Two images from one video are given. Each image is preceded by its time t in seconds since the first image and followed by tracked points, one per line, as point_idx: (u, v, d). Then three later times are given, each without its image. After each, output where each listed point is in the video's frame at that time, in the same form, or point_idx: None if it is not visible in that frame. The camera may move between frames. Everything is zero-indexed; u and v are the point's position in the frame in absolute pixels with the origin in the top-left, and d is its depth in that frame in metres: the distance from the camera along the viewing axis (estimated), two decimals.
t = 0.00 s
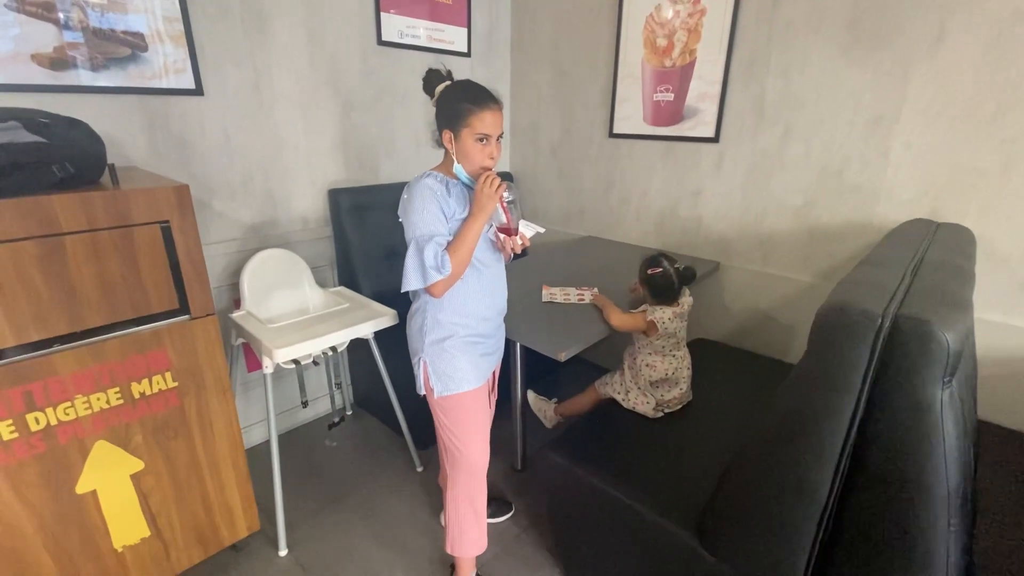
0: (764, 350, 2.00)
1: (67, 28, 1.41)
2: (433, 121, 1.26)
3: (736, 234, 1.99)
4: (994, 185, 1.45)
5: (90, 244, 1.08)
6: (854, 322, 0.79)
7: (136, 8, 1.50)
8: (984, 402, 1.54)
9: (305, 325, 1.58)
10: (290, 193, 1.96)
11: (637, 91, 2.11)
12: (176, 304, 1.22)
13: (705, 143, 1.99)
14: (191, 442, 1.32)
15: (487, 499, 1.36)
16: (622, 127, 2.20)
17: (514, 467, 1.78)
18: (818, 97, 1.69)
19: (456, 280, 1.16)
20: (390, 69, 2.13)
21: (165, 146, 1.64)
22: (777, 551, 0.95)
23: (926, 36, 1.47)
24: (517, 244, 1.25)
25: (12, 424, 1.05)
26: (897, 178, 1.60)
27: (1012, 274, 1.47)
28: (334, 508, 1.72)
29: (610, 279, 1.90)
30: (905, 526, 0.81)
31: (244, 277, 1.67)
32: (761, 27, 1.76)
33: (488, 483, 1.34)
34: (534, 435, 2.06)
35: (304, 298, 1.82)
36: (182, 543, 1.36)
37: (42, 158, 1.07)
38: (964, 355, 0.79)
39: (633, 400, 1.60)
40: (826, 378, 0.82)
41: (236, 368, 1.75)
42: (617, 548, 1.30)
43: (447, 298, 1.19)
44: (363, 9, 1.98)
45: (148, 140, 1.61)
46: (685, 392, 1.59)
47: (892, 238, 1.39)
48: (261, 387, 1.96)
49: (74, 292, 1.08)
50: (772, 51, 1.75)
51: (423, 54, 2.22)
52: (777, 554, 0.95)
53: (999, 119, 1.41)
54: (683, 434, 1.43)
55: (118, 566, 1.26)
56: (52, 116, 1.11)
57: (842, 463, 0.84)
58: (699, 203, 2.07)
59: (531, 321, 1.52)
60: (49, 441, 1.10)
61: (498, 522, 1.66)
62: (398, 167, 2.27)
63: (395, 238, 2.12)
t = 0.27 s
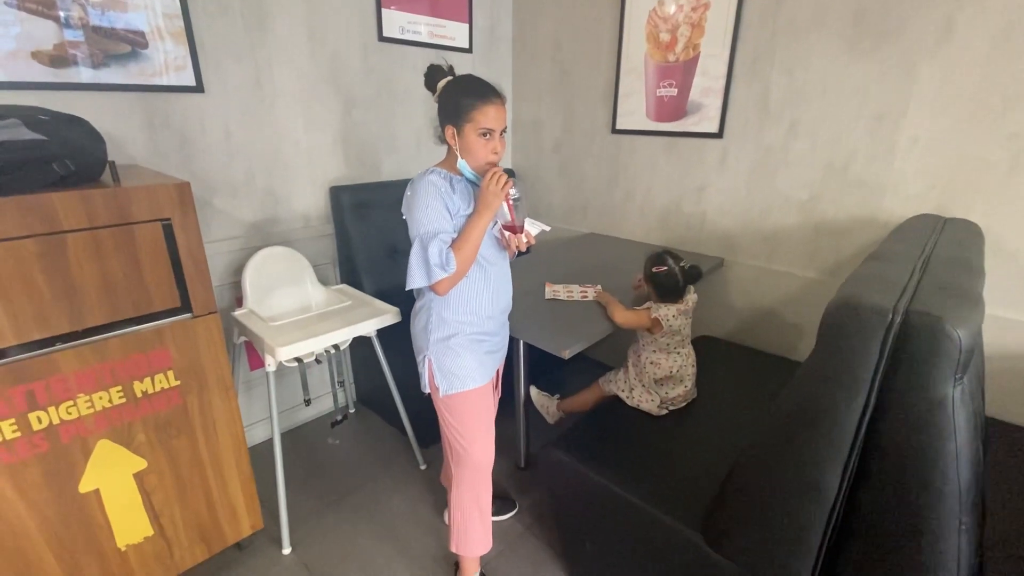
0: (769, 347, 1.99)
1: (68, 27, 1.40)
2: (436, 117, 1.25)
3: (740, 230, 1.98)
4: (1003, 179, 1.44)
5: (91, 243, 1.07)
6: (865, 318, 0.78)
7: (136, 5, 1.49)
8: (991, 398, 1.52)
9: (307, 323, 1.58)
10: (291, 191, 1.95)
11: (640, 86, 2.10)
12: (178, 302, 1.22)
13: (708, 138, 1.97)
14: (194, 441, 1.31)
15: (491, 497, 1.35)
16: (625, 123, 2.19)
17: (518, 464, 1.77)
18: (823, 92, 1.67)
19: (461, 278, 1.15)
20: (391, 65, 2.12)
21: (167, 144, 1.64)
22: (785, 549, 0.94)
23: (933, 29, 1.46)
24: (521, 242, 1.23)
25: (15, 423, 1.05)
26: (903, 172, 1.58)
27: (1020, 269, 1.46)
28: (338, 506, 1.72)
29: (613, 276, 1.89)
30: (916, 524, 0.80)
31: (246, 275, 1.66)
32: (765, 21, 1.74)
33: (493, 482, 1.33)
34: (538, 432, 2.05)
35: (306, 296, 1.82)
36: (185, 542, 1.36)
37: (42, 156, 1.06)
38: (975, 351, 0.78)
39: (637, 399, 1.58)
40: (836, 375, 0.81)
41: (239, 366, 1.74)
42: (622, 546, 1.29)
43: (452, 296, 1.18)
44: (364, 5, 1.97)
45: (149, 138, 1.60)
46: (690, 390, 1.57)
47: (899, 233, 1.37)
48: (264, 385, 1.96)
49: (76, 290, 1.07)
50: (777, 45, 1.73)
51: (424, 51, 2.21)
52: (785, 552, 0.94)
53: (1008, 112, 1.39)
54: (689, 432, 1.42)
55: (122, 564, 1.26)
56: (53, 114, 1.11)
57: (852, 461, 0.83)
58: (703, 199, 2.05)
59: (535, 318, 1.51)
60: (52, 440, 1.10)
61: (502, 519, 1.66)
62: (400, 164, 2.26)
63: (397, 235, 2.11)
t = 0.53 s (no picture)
0: (775, 345, 1.97)
1: (66, 26, 1.39)
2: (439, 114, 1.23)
3: (745, 227, 1.96)
4: (1013, 174, 1.41)
5: (90, 243, 1.06)
6: (881, 317, 0.77)
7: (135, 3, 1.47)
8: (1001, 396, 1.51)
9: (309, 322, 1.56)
10: (292, 190, 1.94)
11: (643, 82, 2.07)
12: (179, 302, 1.20)
13: (713, 134, 1.95)
14: (196, 443, 1.30)
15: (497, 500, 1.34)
16: (628, 120, 2.17)
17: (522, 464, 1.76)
18: (830, 86, 1.65)
19: (467, 278, 1.13)
20: (392, 62, 2.10)
21: (166, 143, 1.62)
22: (798, 552, 0.92)
23: (942, 22, 1.43)
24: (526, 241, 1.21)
25: (14, 426, 1.03)
26: (911, 168, 1.56)
27: None
28: (341, 507, 1.71)
29: (617, 275, 1.87)
30: (933, 526, 0.79)
31: (247, 274, 1.65)
32: (771, 15, 1.72)
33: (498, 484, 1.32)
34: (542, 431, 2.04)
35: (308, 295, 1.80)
36: (188, 544, 1.35)
37: (40, 155, 1.04)
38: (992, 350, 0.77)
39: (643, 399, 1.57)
40: (851, 375, 0.79)
41: (240, 366, 1.73)
42: (629, 547, 1.28)
43: (457, 296, 1.16)
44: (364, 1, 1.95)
45: (148, 137, 1.58)
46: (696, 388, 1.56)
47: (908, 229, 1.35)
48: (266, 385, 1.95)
49: (75, 291, 1.06)
50: (782, 39, 1.71)
51: (425, 47, 2.19)
52: (797, 555, 0.93)
53: (1019, 105, 1.37)
54: (696, 431, 1.40)
55: (124, 567, 1.25)
56: (52, 112, 1.11)
57: (866, 462, 0.82)
58: (708, 196, 2.04)
59: (539, 317, 1.49)
60: (52, 443, 1.09)
61: (507, 520, 1.65)
62: (402, 162, 2.25)
63: (399, 233, 2.10)
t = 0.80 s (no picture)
0: (780, 342, 1.94)
1: (60, 26, 1.36)
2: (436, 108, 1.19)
3: (750, 223, 1.92)
4: None
5: (75, 243, 1.02)
6: (903, 314, 0.73)
7: None
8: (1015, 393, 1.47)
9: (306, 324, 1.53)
10: (287, 188, 1.89)
11: (645, 76, 2.03)
12: (169, 304, 1.16)
13: (717, 128, 1.91)
14: (189, 448, 1.26)
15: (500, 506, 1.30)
16: (630, 114, 2.13)
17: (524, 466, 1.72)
18: (837, 78, 1.61)
19: (468, 278, 1.09)
20: (389, 57, 2.05)
21: (157, 140, 1.58)
22: (813, 558, 0.89)
23: (953, 9, 1.39)
24: (528, 239, 1.17)
25: None
26: (921, 160, 1.52)
27: None
28: (339, 511, 1.67)
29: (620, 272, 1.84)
30: (957, 530, 0.76)
31: (240, 274, 1.61)
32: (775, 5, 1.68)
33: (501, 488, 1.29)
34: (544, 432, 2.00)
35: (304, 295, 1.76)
36: (181, 552, 1.31)
37: (22, 152, 1.00)
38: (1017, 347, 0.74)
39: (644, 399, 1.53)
40: (871, 375, 0.76)
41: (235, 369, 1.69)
42: (636, 552, 1.24)
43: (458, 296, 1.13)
44: None
45: (138, 134, 1.54)
46: (699, 390, 1.51)
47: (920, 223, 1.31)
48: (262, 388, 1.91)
49: (61, 293, 1.02)
50: (788, 29, 1.67)
51: (422, 42, 2.14)
52: (812, 561, 0.89)
53: None
54: (703, 432, 1.37)
55: None
56: (34, 108, 1.06)
57: (887, 466, 0.78)
58: (711, 191, 2.00)
59: (541, 316, 1.46)
60: (38, 451, 1.05)
61: (509, 524, 1.61)
62: (399, 159, 2.21)
63: (398, 232, 2.06)
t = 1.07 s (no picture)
0: (785, 347, 1.87)
1: (44, 26, 1.30)
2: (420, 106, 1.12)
3: (753, 223, 1.85)
4: None
5: (29, 255, 0.94)
6: (937, 329, 0.68)
7: None
8: None
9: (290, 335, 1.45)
10: (271, 191, 1.81)
11: (642, 72, 1.96)
12: (136, 318, 1.08)
13: (718, 126, 1.84)
14: (162, 472, 1.18)
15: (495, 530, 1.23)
16: (627, 112, 2.05)
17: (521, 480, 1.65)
18: (844, 71, 1.54)
19: (457, 290, 1.02)
20: (376, 54, 1.97)
21: (130, 142, 1.50)
22: None
23: None
24: (522, 246, 1.11)
25: None
26: (933, 157, 1.45)
27: None
28: (327, 531, 1.60)
29: (619, 276, 1.76)
30: None
31: (220, 283, 1.53)
32: None
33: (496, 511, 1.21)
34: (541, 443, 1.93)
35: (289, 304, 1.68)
36: None
37: None
38: None
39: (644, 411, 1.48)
40: (902, 397, 0.69)
41: (216, 382, 1.61)
42: None
43: (448, 309, 1.06)
44: None
45: (110, 136, 1.46)
46: (703, 408, 1.45)
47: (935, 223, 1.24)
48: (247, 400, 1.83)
49: (14, 311, 0.94)
50: (792, 21, 1.60)
51: (412, 38, 2.06)
52: None
53: None
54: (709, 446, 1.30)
55: None
56: None
57: (916, 498, 0.71)
58: (713, 191, 1.92)
59: (538, 325, 1.38)
60: None
61: (507, 543, 1.54)
62: (389, 160, 2.13)
63: (387, 235, 1.98)
